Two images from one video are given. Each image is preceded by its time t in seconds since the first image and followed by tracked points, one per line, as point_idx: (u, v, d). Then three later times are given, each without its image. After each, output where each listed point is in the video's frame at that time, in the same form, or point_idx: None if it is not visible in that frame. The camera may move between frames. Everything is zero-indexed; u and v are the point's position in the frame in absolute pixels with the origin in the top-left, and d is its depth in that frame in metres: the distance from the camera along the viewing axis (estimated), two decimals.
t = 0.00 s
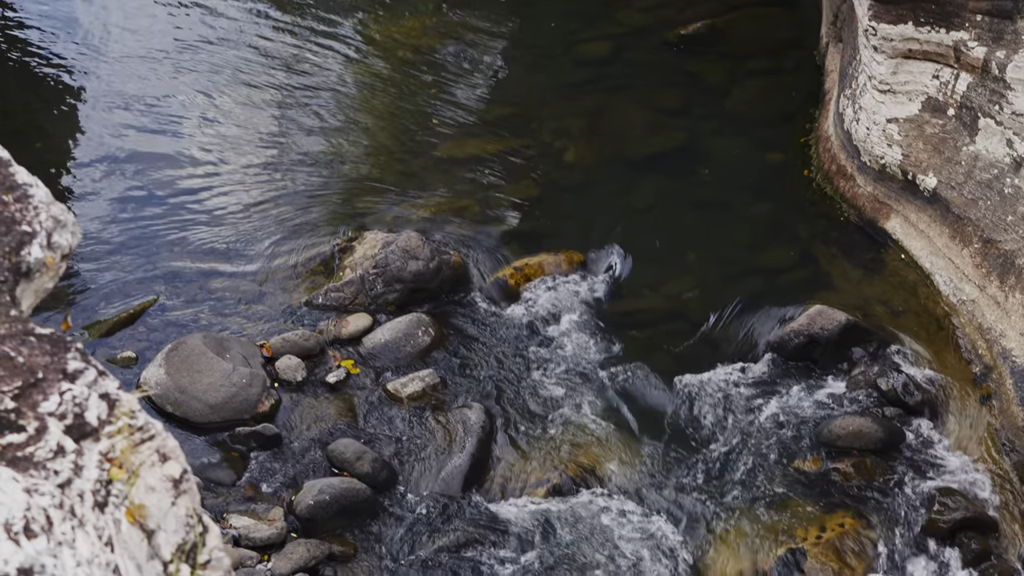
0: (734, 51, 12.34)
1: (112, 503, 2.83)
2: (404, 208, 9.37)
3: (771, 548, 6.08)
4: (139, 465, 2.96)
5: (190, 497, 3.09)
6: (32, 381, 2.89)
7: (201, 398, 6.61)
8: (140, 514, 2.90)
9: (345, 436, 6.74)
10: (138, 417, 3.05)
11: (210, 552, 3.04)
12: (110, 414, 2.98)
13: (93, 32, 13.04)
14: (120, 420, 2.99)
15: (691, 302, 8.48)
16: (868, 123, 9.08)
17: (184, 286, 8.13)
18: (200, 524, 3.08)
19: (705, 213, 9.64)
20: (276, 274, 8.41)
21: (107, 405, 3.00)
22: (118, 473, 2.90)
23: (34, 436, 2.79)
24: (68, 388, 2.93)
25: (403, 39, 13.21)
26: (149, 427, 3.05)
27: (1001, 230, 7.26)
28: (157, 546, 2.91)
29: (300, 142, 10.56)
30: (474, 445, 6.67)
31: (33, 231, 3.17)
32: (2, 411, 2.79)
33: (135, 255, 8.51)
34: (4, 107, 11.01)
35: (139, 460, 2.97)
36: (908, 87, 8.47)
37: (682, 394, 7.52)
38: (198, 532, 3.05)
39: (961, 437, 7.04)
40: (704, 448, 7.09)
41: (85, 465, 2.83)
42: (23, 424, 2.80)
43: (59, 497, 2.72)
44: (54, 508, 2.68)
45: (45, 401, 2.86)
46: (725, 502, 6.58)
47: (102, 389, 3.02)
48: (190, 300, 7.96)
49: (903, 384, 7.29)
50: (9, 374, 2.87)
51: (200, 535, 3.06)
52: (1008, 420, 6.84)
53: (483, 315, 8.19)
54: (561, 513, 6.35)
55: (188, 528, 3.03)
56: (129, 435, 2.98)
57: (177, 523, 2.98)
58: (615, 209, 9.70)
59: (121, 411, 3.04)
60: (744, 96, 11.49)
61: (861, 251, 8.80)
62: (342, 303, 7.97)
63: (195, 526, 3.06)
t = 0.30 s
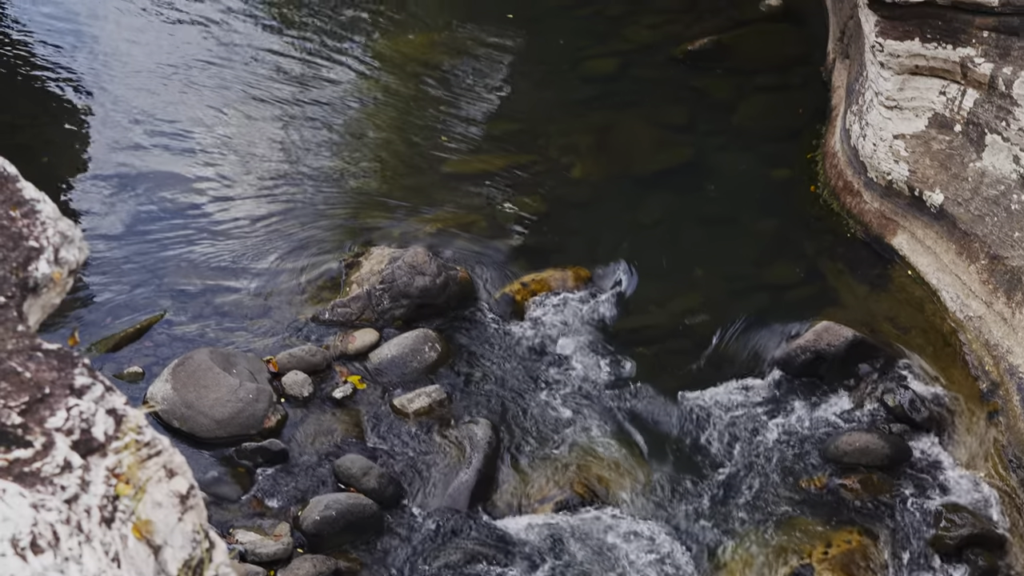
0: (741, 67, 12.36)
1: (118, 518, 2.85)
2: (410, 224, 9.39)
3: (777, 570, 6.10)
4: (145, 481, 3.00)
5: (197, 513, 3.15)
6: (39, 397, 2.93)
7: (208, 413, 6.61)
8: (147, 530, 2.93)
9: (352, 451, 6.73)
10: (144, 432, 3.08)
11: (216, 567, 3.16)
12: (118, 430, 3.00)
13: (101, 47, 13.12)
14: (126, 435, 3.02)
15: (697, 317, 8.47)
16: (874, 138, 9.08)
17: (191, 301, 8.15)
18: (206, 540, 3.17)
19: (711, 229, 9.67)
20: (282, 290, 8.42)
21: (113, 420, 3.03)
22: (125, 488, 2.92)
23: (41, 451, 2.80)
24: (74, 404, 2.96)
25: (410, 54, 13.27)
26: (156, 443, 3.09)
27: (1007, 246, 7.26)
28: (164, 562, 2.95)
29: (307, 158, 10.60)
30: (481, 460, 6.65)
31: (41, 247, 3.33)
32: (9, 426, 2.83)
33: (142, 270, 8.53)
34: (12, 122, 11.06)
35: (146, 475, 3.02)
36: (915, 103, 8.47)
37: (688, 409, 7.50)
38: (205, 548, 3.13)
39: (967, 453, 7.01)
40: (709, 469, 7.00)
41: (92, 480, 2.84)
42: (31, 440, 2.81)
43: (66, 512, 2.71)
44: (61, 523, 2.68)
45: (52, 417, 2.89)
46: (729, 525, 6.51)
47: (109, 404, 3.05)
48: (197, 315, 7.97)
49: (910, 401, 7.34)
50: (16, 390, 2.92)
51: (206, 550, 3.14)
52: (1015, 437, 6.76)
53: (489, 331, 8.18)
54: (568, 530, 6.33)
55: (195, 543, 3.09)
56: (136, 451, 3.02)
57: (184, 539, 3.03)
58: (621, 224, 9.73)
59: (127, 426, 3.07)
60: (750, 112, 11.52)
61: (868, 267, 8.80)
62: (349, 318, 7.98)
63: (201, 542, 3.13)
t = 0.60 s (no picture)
0: (747, 83, 12.39)
1: (125, 533, 2.91)
2: (417, 239, 9.41)
3: None
4: (152, 495, 3.07)
5: (203, 528, 3.23)
6: (46, 411, 2.97)
7: (215, 427, 6.60)
8: (153, 545, 2.98)
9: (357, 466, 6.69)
10: (151, 447, 3.16)
11: None
12: (124, 444, 3.06)
13: (111, 62, 13.21)
14: (133, 450, 3.09)
15: (704, 332, 8.47)
16: (881, 154, 9.09)
17: (198, 316, 8.16)
18: (212, 555, 3.23)
19: (718, 244, 9.68)
20: (289, 304, 8.43)
21: (121, 435, 3.09)
22: (131, 503, 2.99)
23: (48, 466, 2.84)
24: (82, 418, 3.01)
25: (417, 69, 13.34)
26: (162, 458, 3.16)
27: (1014, 262, 7.26)
28: None
29: (314, 173, 10.64)
30: (487, 475, 6.62)
31: (48, 261, 3.35)
32: (17, 441, 2.86)
33: (149, 284, 8.55)
34: (20, 136, 11.12)
35: (152, 490, 3.09)
36: (922, 119, 8.50)
37: (695, 425, 7.48)
38: (211, 563, 3.20)
39: (973, 468, 6.98)
40: (716, 480, 7.02)
41: (99, 495, 2.90)
42: (38, 454, 2.85)
43: (73, 526, 2.76)
44: (68, 538, 2.72)
45: (60, 432, 2.94)
46: (728, 536, 6.54)
47: (116, 419, 3.10)
48: (204, 329, 7.98)
49: (917, 416, 7.33)
50: (24, 404, 2.95)
51: (213, 565, 3.21)
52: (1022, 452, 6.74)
53: (495, 346, 8.17)
54: (573, 545, 6.28)
55: (201, 558, 3.15)
56: (143, 464, 3.09)
57: (191, 553, 3.09)
58: (628, 239, 9.75)
59: (134, 441, 3.13)
60: (757, 127, 11.55)
61: (875, 283, 8.80)
62: (355, 333, 7.98)
63: (208, 557, 3.19)
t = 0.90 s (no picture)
0: (753, 97, 12.45)
1: (132, 546, 2.90)
2: (424, 253, 9.44)
3: None
4: (159, 509, 3.05)
5: (210, 541, 3.20)
6: (53, 424, 2.97)
7: (221, 440, 6.59)
8: (160, 558, 2.98)
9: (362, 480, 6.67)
10: (158, 461, 3.13)
11: None
12: (131, 458, 3.05)
13: (121, 75, 13.31)
14: (140, 464, 3.07)
15: (711, 346, 8.46)
16: (888, 168, 9.11)
17: (204, 329, 8.17)
18: (218, 569, 3.20)
19: (725, 258, 9.69)
20: (296, 317, 8.45)
21: (128, 449, 3.08)
22: (139, 516, 2.97)
23: (55, 479, 2.85)
24: (89, 432, 3.00)
25: (424, 83, 13.40)
26: (169, 471, 3.13)
27: (1021, 275, 7.26)
28: None
29: (321, 186, 10.68)
30: (494, 489, 6.62)
31: (55, 275, 3.35)
32: (24, 454, 2.87)
33: (156, 297, 8.57)
34: (29, 148, 11.19)
35: (159, 504, 3.07)
36: (929, 134, 8.51)
37: (702, 440, 7.46)
38: None
39: (979, 482, 6.95)
40: (720, 491, 7.02)
41: (106, 508, 2.89)
42: (45, 467, 2.86)
43: (80, 540, 2.77)
44: (75, 551, 2.74)
45: (66, 444, 2.93)
46: (732, 550, 6.53)
47: (123, 433, 3.10)
48: (210, 343, 7.99)
49: (924, 430, 7.31)
50: (31, 418, 2.96)
51: None
52: None
53: (502, 359, 8.16)
54: (580, 557, 6.28)
55: (208, 573, 3.13)
56: (150, 478, 3.07)
57: (197, 567, 3.07)
58: (635, 253, 9.75)
59: (141, 455, 3.12)
60: (764, 141, 11.58)
61: (882, 298, 8.80)
62: (362, 346, 7.99)
63: (214, 571, 3.16)
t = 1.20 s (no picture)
0: (760, 110, 12.49)
1: (138, 559, 2.93)
2: (430, 266, 9.45)
3: None
4: (165, 521, 3.07)
5: (216, 555, 3.21)
6: (60, 437, 3.00)
7: (227, 453, 6.58)
8: (166, 571, 2.99)
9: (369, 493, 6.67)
10: (164, 473, 3.15)
11: None
12: (137, 471, 3.08)
13: (130, 89, 13.39)
14: (146, 476, 3.09)
15: (719, 359, 8.45)
16: (894, 182, 9.08)
17: (210, 342, 8.18)
18: None
19: (732, 271, 9.69)
20: (302, 330, 8.45)
21: (134, 462, 3.10)
22: (144, 529, 3.00)
23: (61, 491, 2.87)
24: (95, 444, 3.03)
25: (431, 96, 13.46)
26: (176, 484, 3.15)
27: None
28: None
29: (328, 199, 10.72)
30: (500, 502, 6.61)
31: (62, 287, 3.39)
32: (30, 466, 2.91)
33: (162, 309, 8.60)
34: (37, 161, 11.26)
35: (165, 516, 3.08)
36: (935, 147, 8.53)
37: (708, 454, 7.44)
38: None
39: (985, 496, 6.92)
40: (727, 504, 7.00)
41: (112, 521, 2.92)
42: (51, 480, 2.89)
43: (86, 552, 2.79)
44: (81, 563, 2.76)
45: (73, 457, 2.97)
46: (739, 564, 6.52)
47: (129, 446, 3.12)
48: (217, 355, 8.00)
49: (931, 444, 7.25)
50: (37, 430, 3.00)
51: None
52: None
53: (508, 372, 8.16)
54: (586, 570, 6.25)
55: None
56: (156, 490, 3.09)
57: None
58: (641, 266, 9.76)
59: (147, 467, 3.14)
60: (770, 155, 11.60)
61: (890, 311, 8.79)
62: (368, 359, 7.99)
63: None
